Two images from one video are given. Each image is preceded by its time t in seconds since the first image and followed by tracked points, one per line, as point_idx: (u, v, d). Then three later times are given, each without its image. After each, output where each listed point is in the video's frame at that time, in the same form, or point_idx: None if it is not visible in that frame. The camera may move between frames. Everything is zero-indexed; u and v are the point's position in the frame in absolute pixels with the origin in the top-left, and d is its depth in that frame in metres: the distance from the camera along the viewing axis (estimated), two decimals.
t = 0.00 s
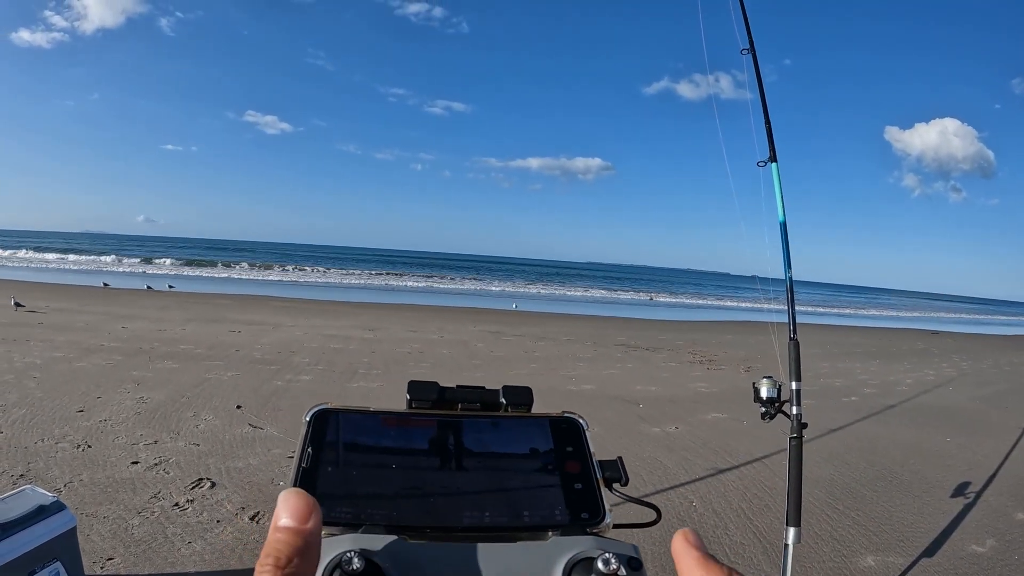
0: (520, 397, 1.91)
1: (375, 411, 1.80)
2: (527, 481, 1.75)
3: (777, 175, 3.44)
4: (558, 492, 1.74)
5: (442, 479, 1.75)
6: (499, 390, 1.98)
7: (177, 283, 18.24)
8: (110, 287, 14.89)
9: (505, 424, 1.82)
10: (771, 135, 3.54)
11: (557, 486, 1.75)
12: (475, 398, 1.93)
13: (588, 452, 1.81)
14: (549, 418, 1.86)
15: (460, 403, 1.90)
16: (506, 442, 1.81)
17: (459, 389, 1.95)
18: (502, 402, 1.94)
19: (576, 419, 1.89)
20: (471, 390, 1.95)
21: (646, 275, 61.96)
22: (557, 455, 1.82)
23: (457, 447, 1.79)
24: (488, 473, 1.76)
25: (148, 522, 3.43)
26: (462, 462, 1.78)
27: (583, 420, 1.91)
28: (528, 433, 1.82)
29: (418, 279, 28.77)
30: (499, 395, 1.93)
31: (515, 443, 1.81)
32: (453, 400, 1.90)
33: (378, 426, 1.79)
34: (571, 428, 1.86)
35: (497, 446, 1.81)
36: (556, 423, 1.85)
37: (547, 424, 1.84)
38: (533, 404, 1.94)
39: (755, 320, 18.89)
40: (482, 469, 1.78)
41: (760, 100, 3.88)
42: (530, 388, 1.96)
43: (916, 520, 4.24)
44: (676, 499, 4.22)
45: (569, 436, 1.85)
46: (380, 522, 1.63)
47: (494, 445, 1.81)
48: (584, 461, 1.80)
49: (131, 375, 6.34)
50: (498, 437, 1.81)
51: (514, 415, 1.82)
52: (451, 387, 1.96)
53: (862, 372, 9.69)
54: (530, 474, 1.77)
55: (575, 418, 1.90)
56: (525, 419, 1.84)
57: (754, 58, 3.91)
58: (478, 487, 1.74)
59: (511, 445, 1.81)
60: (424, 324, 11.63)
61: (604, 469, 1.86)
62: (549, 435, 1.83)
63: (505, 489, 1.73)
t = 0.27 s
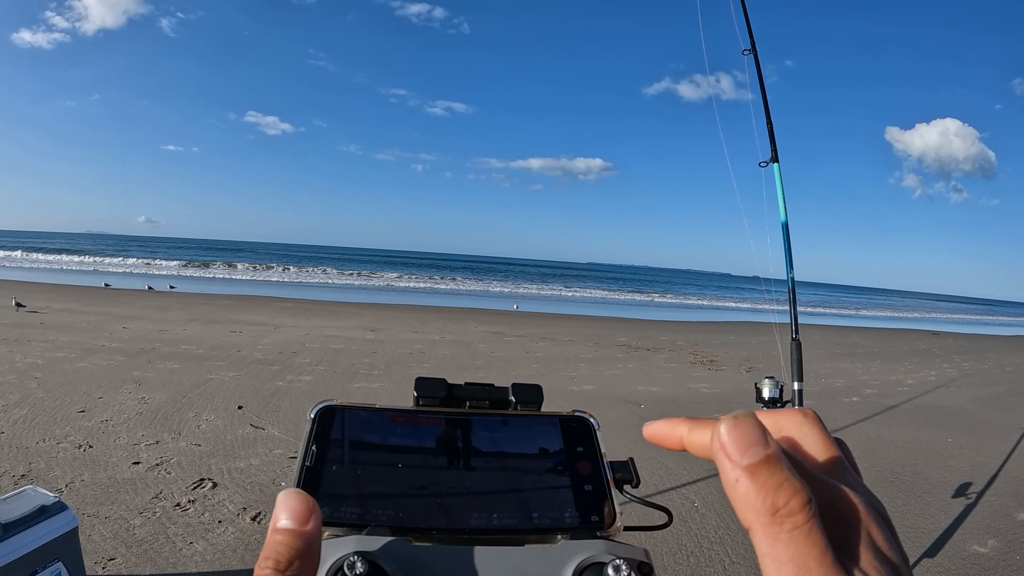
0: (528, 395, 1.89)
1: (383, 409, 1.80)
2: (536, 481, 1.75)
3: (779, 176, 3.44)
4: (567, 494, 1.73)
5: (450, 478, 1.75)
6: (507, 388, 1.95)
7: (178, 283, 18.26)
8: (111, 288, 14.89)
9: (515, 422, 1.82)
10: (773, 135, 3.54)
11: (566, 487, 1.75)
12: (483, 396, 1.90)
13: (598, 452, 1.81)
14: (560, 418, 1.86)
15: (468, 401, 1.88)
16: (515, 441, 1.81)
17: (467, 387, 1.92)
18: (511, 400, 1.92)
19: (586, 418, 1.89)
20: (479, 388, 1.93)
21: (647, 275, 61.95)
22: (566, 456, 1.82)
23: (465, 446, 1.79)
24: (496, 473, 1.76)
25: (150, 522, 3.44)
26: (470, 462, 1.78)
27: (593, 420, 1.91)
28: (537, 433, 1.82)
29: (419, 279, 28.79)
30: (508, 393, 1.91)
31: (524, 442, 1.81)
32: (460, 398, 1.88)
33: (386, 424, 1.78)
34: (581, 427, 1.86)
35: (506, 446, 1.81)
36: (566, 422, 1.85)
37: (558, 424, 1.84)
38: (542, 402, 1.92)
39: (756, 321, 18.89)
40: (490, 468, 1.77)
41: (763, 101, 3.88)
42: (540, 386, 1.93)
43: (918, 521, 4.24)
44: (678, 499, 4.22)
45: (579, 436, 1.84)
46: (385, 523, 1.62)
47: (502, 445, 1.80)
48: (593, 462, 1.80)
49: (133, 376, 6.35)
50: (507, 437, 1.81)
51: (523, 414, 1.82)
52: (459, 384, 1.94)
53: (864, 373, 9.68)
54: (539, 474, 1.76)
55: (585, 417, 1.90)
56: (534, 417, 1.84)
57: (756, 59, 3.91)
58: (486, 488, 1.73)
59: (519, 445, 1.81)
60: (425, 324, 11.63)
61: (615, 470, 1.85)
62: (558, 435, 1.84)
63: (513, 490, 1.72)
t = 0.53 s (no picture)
0: (535, 400, 1.90)
1: (389, 414, 1.78)
2: (544, 487, 1.74)
3: (779, 177, 3.44)
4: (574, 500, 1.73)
5: (457, 484, 1.74)
6: (515, 393, 1.97)
7: (177, 284, 18.26)
8: (111, 288, 14.87)
9: (522, 427, 1.81)
10: (774, 136, 3.54)
11: (574, 494, 1.74)
12: (490, 401, 1.92)
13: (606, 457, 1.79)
14: (567, 423, 1.84)
15: (475, 406, 1.90)
16: (523, 446, 1.80)
17: (474, 393, 1.94)
18: (518, 406, 1.94)
19: (594, 423, 1.87)
20: (486, 393, 1.94)
21: (647, 275, 61.93)
22: (574, 461, 1.80)
23: (472, 452, 1.78)
24: (503, 479, 1.75)
25: (150, 522, 3.44)
26: (477, 467, 1.77)
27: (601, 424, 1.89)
28: (545, 438, 1.81)
29: (419, 280, 28.79)
30: (516, 398, 1.93)
31: (531, 448, 1.80)
32: (467, 403, 1.90)
33: (392, 429, 1.77)
34: (589, 432, 1.83)
35: (512, 451, 1.80)
36: (573, 427, 1.84)
37: (566, 429, 1.83)
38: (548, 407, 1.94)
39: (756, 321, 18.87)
40: (497, 474, 1.77)
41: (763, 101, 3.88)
42: (546, 392, 1.95)
43: (919, 521, 4.23)
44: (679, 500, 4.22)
45: (588, 441, 1.82)
46: (392, 529, 1.62)
47: (508, 450, 1.79)
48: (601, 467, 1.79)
49: (133, 376, 6.35)
50: (514, 442, 1.80)
51: (529, 419, 1.82)
52: (466, 390, 1.96)
53: (864, 373, 9.68)
54: (546, 480, 1.76)
55: (593, 421, 1.88)
56: (542, 423, 1.82)
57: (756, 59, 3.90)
58: (493, 494, 1.73)
59: (527, 450, 1.80)
60: (425, 325, 11.63)
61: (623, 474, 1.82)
62: (566, 440, 1.83)
63: (520, 496, 1.72)
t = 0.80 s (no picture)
0: (537, 392, 1.89)
1: (391, 407, 1.79)
2: (546, 477, 1.74)
3: (781, 177, 3.44)
4: (577, 490, 1.73)
5: (459, 475, 1.74)
6: (516, 386, 1.94)
7: (178, 285, 18.28)
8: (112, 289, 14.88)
9: (524, 419, 1.81)
10: (775, 136, 3.54)
11: (576, 484, 1.74)
12: (493, 393, 1.89)
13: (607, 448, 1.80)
14: (568, 414, 1.85)
15: (477, 399, 1.86)
16: (524, 438, 1.80)
17: (476, 384, 1.91)
18: (520, 398, 1.91)
19: (595, 415, 1.88)
20: (488, 385, 1.91)
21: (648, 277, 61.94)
22: (575, 453, 1.81)
23: (474, 442, 1.79)
24: (505, 470, 1.76)
25: (152, 523, 3.44)
26: (479, 458, 1.78)
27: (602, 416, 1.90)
28: (546, 430, 1.82)
29: (420, 281, 28.79)
30: (517, 390, 1.90)
31: (533, 439, 1.80)
32: (470, 395, 1.87)
33: (395, 422, 1.78)
34: (590, 423, 1.85)
35: (514, 443, 1.80)
36: (574, 419, 1.85)
37: (566, 421, 1.83)
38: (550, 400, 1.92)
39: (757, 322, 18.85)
40: (499, 465, 1.77)
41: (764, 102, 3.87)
42: (548, 385, 1.93)
43: (920, 522, 4.23)
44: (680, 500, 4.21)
45: (588, 433, 1.84)
46: (395, 520, 1.62)
47: (510, 442, 1.79)
48: (603, 458, 1.80)
49: (134, 377, 6.35)
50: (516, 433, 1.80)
51: (531, 411, 1.82)
52: (468, 382, 1.92)
53: (865, 373, 9.68)
54: (548, 470, 1.76)
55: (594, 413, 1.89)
56: (543, 415, 1.83)
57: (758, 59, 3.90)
58: (496, 484, 1.73)
59: (528, 441, 1.80)
60: (427, 326, 11.64)
61: (624, 465, 1.82)
62: (567, 432, 1.83)
63: (523, 487, 1.71)
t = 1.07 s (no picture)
0: (530, 406, 1.94)
1: (388, 422, 1.80)
2: (542, 488, 1.74)
3: (781, 176, 3.43)
4: (572, 499, 1.73)
5: (455, 487, 1.75)
6: (509, 400, 2.01)
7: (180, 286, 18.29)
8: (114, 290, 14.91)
9: (518, 432, 1.83)
10: (775, 136, 3.53)
11: (571, 493, 1.74)
12: (487, 408, 1.95)
13: (601, 459, 1.80)
14: (561, 426, 1.87)
15: (472, 413, 1.93)
16: (519, 451, 1.82)
17: (470, 401, 1.98)
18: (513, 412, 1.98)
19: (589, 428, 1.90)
20: (481, 401, 1.98)
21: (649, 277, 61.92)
22: (570, 463, 1.81)
23: (469, 453, 1.80)
24: (501, 482, 1.76)
25: (152, 523, 3.44)
26: (475, 471, 1.78)
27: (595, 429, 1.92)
28: (539, 441, 1.83)
29: (422, 282, 28.80)
30: (511, 404, 1.96)
31: (528, 451, 1.82)
32: (464, 411, 1.93)
33: (392, 437, 1.79)
34: (583, 435, 1.87)
35: (510, 455, 1.81)
36: (568, 431, 1.87)
37: (560, 433, 1.85)
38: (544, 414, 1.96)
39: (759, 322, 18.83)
40: (494, 477, 1.78)
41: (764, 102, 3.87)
42: (540, 398, 2.00)
43: (922, 522, 4.22)
44: (681, 501, 4.21)
45: (582, 445, 1.85)
46: (392, 532, 1.61)
47: (505, 454, 1.80)
48: (597, 469, 1.80)
49: (136, 378, 6.36)
50: (510, 445, 1.82)
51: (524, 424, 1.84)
52: (462, 398, 1.99)
53: (867, 374, 9.66)
54: (544, 481, 1.76)
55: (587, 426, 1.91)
56: (537, 428, 1.85)
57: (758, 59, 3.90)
58: (492, 496, 1.73)
59: (523, 453, 1.81)
60: (428, 327, 11.64)
61: (618, 475, 1.84)
62: (561, 444, 1.85)
63: (518, 497, 1.72)
